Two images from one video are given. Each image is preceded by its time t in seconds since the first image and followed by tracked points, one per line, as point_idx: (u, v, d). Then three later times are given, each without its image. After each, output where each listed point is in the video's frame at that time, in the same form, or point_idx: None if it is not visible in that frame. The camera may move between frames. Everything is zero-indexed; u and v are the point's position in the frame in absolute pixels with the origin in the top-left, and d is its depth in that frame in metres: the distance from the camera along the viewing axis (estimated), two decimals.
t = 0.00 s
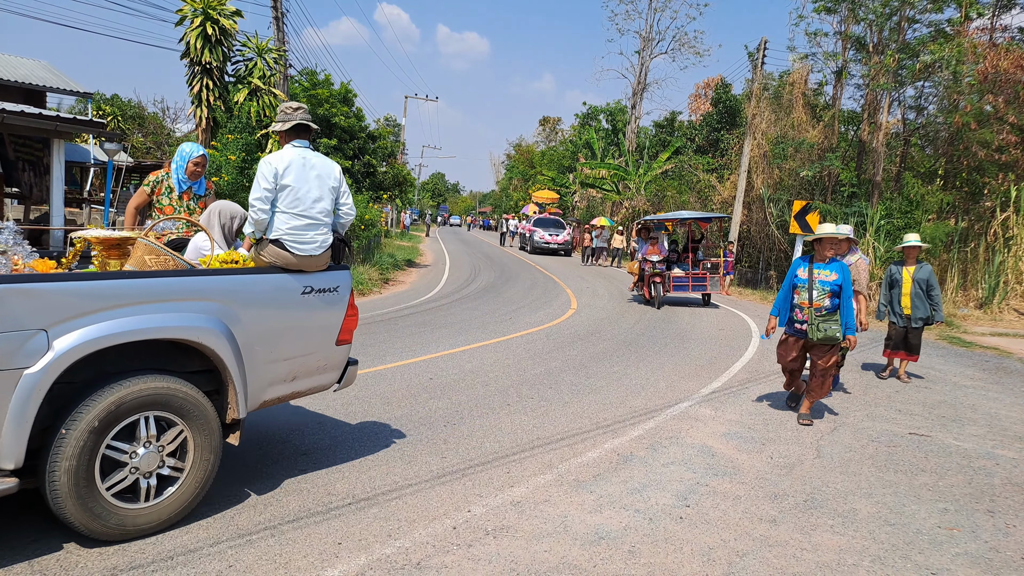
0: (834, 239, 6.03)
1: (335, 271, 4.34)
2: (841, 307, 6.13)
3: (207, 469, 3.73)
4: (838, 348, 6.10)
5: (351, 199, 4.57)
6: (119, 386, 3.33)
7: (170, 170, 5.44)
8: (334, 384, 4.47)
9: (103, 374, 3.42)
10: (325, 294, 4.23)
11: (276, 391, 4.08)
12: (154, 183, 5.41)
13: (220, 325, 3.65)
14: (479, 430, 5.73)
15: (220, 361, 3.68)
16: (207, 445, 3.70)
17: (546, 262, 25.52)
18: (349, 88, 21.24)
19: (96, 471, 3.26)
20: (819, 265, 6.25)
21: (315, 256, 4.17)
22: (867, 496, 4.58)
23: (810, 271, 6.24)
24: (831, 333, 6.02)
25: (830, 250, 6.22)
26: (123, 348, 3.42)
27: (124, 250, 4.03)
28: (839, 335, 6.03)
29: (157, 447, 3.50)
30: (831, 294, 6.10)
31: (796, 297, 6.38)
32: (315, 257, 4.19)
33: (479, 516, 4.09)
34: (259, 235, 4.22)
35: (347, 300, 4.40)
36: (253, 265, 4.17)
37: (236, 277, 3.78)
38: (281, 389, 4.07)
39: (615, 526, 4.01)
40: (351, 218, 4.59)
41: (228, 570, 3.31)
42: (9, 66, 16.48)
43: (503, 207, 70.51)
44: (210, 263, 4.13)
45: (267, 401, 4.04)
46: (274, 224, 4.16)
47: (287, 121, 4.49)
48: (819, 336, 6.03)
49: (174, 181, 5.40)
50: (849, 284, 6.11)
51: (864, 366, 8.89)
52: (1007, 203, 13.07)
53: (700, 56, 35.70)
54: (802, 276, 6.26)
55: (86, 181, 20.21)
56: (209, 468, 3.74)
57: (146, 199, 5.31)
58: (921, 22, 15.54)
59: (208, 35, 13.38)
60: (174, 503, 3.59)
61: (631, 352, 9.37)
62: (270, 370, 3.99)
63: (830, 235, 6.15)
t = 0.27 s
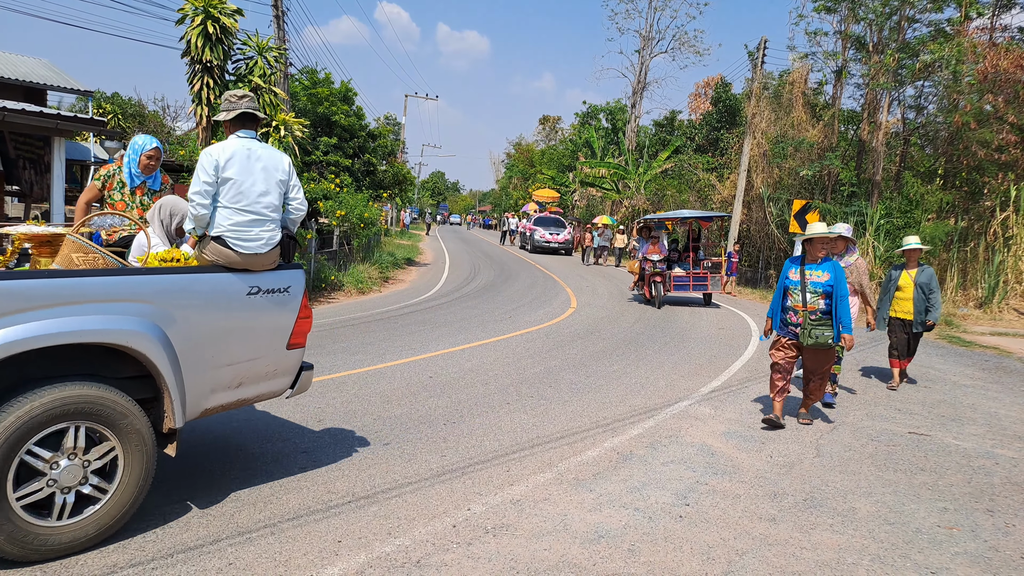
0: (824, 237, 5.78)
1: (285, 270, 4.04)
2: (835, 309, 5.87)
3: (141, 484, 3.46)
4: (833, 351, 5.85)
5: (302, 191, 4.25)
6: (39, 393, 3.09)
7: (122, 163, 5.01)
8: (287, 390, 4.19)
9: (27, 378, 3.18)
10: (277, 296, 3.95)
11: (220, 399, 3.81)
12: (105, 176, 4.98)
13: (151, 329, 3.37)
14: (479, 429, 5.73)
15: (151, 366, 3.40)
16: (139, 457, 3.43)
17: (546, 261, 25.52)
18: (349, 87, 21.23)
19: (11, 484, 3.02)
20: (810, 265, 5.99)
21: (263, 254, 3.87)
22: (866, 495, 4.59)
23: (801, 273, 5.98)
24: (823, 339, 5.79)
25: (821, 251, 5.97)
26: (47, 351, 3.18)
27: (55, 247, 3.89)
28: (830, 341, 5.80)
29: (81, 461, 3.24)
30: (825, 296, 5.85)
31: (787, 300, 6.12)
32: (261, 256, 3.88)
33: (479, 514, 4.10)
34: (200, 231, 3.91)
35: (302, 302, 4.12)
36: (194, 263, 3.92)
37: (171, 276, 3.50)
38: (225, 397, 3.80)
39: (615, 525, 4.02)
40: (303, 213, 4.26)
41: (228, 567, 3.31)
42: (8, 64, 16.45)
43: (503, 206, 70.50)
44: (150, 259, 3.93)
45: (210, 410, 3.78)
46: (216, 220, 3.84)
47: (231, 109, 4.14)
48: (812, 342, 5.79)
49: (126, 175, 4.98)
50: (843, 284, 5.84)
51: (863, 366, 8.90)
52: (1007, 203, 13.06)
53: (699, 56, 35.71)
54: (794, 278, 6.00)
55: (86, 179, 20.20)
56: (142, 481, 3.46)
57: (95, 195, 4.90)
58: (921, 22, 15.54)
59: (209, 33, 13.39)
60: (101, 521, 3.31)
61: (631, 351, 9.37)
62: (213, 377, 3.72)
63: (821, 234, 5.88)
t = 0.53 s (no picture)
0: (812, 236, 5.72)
1: (236, 270, 3.87)
2: (822, 310, 5.77)
3: (69, 498, 3.26)
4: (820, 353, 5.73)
5: (252, 187, 4.09)
6: None
7: (71, 157, 4.90)
8: (239, 395, 3.99)
9: None
10: (224, 297, 3.76)
11: (162, 406, 3.63)
12: (55, 171, 4.87)
13: (78, 332, 3.19)
14: (479, 428, 5.74)
15: (80, 370, 3.22)
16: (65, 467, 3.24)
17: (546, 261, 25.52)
18: (350, 86, 21.24)
19: None
20: (796, 266, 5.88)
21: (206, 252, 3.70)
22: (865, 495, 4.60)
23: (789, 273, 5.85)
24: (814, 339, 5.62)
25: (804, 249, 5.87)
26: None
27: None
28: (821, 341, 5.67)
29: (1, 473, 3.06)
30: (813, 296, 5.75)
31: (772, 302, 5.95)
32: (205, 254, 3.71)
33: (479, 513, 4.10)
34: (142, 228, 3.77)
35: (253, 304, 3.92)
36: (137, 264, 3.79)
37: (105, 275, 3.32)
38: (165, 404, 3.62)
39: (614, 524, 4.03)
40: (254, 208, 4.11)
41: (227, 566, 3.32)
42: (9, 61, 16.45)
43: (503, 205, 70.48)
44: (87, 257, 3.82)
45: (150, 418, 3.60)
46: (156, 217, 3.71)
47: (176, 98, 4.00)
48: (803, 342, 5.63)
49: (75, 170, 4.85)
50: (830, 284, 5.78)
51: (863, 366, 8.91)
52: (1006, 204, 13.05)
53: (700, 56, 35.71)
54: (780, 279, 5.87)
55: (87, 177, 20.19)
56: (71, 493, 3.26)
57: (45, 191, 4.79)
58: (920, 23, 15.56)
59: (210, 32, 13.39)
60: (23, 538, 3.10)
61: (630, 351, 9.37)
62: (153, 383, 3.54)
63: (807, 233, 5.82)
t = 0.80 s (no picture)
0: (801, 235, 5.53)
1: (178, 272, 3.69)
2: (813, 311, 5.58)
3: None
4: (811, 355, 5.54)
5: (195, 182, 3.88)
6: None
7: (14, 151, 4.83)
8: (184, 402, 3.85)
9: None
10: (165, 301, 3.59)
11: (95, 416, 3.46)
12: None
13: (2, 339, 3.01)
14: (479, 427, 5.73)
15: (3, 380, 3.04)
16: None
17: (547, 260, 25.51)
18: (351, 86, 21.25)
19: None
20: (786, 266, 5.68)
21: (143, 251, 3.48)
22: (865, 495, 4.60)
23: (778, 273, 5.66)
24: (805, 339, 5.43)
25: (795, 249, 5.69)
26: None
27: None
28: (813, 342, 5.47)
29: None
30: (803, 297, 5.55)
31: (762, 303, 5.76)
32: (142, 253, 3.49)
33: (478, 513, 4.10)
34: (73, 227, 3.54)
35: (197, 307, 3.76)
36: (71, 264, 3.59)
37: (35, 276, 3.13)
38: (99, 414, 3.45)
39: (614, 524, 4.02)
40: (197, 205, 3.88)
41: (227, 565, 3.32)
42: (9, 60, 16.45)
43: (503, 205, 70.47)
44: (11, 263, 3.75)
45: (82, 428, 3.43)
46: (87, 214, 3.48)
47: (109, 87, 3.77)
48: (794, 343, 5.43)
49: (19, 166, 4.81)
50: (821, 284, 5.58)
51: (863, 367, 8.92)
52: (1005, 205, 12.93)
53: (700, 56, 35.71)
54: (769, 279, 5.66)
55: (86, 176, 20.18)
56: None
57: None
58: (920, 24, 15.59)
59: (212, 32, 13.50)
60: None
61: (630, 351, 9.36)
62: (86, 392, 3.36)
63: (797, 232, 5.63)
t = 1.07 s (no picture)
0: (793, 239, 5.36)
1: (115, 274, 3.53)
2: (802, 319, 5.41)
3: None
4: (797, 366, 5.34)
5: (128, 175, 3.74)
6: None
7: None
8: (120, 412, 3.64)
9: None
10: (99, 304, 3.41)
11: (20, 429, 3.24)
12: None
13: None
14: (479, 428, 5.75)
15: None
16: None
17: (546, 261, 25.53)
18: (350, 86, 21.27)
19: None
20: (778, 271, 5.52)
21: (69, 252, 3.33)
22: (863, 496, 4.62)
23: (769, 278, 5.51)
24: (787, 348, 5.26)
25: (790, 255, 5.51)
26: None
27: None
28: (797, 352, 5.27)
29: None
30: (791, 304, 5.39)
31: (751, 308, 5.64)
32: (70, 252, 3.35)
33: (479, 513, 4.12)
34: None
35: (134, 310, 3.59)
36: None
37: None
38: (25, 426, 3.24)
39: (613, 525, 4.04)
40: (131, 200, 3.75)
41: (227, 566, 3.34)
42: (9, 61, 16.45)
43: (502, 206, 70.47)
44: None
45: (6, 441, 3.21)
46: (8, 211, 3.36)
47: (30, 77, 3.67)
48: (773, 351, 5.29)
49: None
50: (812, 293, 5.40)
51: (861, 368, 8.96)
52: (1003, 206, 13.07)
53: (699, 58, 35.78)
54: (759, 283, 5.54)
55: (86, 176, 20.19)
56: None
57: None
58: (917, 27, 15.67)
59: (211, 32, 13.53)
60: None
61: (630, 352, 9.37)
62: (10, 403, 3.16)
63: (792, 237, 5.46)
